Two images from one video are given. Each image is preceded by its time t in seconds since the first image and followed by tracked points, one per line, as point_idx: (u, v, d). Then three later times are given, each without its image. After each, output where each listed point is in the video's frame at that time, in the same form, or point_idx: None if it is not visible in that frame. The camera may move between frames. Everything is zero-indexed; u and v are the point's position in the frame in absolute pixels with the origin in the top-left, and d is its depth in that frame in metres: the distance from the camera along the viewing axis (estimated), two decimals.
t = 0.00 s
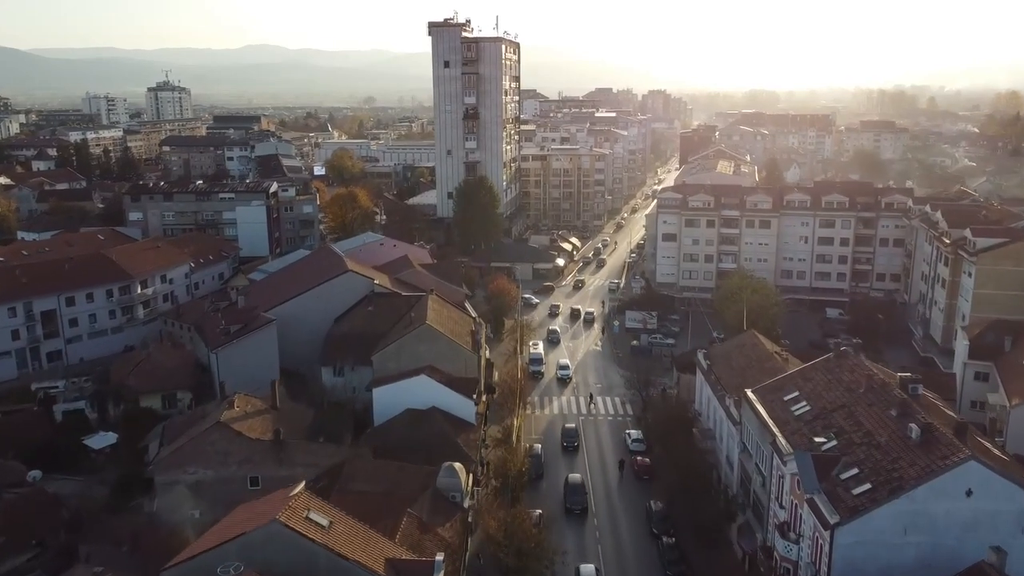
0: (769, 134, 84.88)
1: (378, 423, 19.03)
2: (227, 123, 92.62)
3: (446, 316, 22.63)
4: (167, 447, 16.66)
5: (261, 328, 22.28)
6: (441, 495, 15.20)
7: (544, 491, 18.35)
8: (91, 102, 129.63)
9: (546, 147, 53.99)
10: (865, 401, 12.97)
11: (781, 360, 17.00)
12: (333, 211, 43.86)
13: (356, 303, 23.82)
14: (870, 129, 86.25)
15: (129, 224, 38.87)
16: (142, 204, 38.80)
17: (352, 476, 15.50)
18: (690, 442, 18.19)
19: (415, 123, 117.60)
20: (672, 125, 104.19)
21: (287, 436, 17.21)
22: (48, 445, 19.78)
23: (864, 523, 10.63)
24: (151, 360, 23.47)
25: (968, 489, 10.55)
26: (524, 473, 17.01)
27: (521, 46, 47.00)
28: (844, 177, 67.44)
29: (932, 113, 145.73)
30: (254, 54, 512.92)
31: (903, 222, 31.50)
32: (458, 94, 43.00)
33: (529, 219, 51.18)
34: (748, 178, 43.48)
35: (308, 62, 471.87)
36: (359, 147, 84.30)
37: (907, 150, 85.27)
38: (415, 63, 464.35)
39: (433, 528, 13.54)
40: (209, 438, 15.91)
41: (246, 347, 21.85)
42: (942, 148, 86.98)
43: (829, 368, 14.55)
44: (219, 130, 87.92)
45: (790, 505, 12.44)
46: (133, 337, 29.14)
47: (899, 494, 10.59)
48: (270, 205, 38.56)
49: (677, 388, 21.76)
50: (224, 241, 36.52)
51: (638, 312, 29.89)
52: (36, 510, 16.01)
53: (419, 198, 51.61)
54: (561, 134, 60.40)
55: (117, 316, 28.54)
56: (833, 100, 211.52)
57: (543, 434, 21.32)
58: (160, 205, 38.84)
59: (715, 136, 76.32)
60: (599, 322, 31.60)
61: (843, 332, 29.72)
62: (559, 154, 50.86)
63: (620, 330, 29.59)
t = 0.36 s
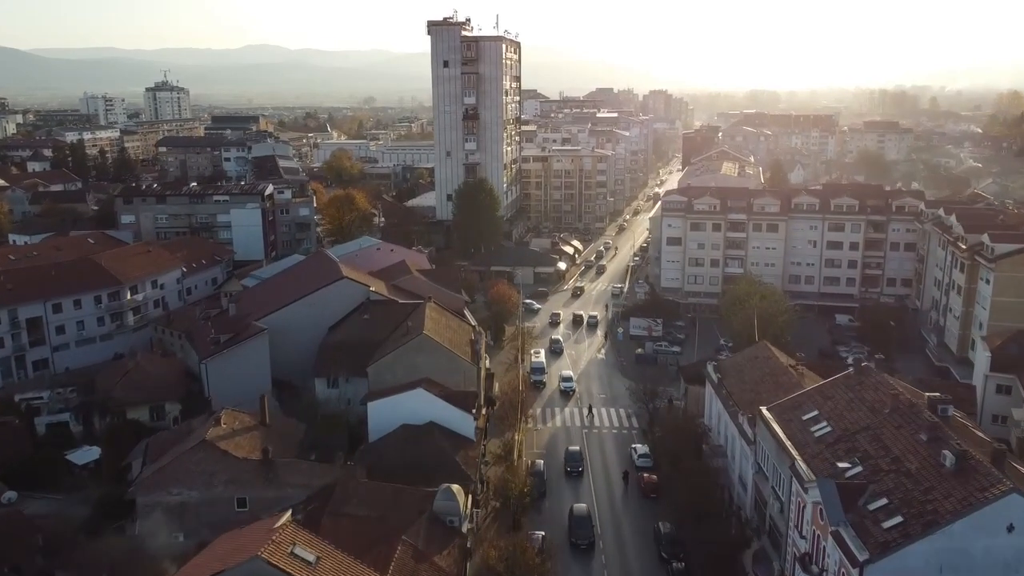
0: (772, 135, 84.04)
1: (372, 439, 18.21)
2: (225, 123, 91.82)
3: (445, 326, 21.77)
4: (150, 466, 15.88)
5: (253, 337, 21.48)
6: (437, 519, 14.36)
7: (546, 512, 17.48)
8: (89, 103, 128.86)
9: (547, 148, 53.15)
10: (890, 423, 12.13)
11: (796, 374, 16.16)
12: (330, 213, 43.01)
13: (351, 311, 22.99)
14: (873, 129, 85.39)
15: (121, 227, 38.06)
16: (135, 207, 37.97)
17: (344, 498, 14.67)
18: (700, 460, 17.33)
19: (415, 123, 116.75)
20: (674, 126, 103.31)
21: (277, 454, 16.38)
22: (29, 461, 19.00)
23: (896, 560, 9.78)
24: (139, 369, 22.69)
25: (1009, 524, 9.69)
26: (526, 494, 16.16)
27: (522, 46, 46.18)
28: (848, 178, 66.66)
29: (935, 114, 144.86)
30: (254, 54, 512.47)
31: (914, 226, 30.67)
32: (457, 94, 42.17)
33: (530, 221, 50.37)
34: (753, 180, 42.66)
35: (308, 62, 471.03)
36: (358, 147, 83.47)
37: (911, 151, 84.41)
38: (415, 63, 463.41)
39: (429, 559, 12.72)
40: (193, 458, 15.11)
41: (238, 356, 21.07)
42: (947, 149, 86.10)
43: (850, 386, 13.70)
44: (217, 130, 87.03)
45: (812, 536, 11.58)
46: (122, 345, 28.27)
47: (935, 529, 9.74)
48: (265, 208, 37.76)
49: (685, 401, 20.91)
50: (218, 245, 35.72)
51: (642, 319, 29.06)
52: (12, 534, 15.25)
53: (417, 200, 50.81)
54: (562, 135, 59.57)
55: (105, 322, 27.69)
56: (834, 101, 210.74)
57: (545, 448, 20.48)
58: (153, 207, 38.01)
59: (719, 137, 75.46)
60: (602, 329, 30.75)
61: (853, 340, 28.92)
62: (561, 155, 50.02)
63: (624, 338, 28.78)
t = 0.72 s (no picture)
0: (775, 135, 83.22)
1: (366, 456, 17.35)
2: (223, 123, 91.03)
3: (443, 336, 20.86)
4: (131, 487, 15.05)
5: (245, 347, 20.66)
6: (435, 546, 13.49)
7: (549, 536, 16.54)
8: (87, 103, 128.16)
9: (548, 148, 52.33)
10: (921, 449, 11.27)
11: (814, 390, 15.33)
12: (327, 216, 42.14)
13: (346, 320, 22.14)
14: (877, 129, 84.57)
15: (113, 230, 37.21)
16: (126, 210, 37.09)
17: (336, 522, 13.81)
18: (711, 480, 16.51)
19: (414, 123, 115.96)
20: (675, 126, 102.49)
21: (265, 474, 15.54)
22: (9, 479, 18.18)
23: None
24: (126, 380, 21.85)
25: None
26: (527, 518, 15.30)
27: (523, 45, 45.33)
28: (852, 180, 65.86)
29: (937, 114, 144.03)
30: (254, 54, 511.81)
31: (926, 230, 29.85)
32: (457, 94, 41.32)
33: (531, 224, 49.54)
34: (758, 182, 41.83)
35: (308, 62, 470.34)
36: (357, 147, 82.62)
37: (915, 151, 83.62)
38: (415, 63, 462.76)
39: None
40: (176, 480, 14.28)
41: (228, 367, 20.25)
42: (951, 149, 85.31)
43: (873, 406, 12.84)
44: (214, 130, 86.21)
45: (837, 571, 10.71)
46: (111, 353, 27.39)
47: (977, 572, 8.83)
48: (260, 210, 36.94)
49: (694, 415, 20.12)
50: (212, 249, 34.88)
51: (647, 327, 28.17)
52: None
53: (416, 202, 49.94)
54: (563, 136, 58.74)
55: (93, 330, 26.81)
56: (835, 101, 209.98)
57: (548, 464, 19.62)
58: (145, 210, 37.13)
59: (722, 137, 74.62)
60: (605, 336, 29.92)
61: (864, 348, 28.09)
62: (562, 157, 49.17)
63: (628, 346, 27.92)
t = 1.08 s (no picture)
0: (778, 136, 82.39)
1: (360, 475, 16.51)
2: (221, 124, 90.27)
3: (442, 347, 19.99)
4: (109, 512, 14.19)
5: (237, 358, 19.88)
6: None
7: (551, 563, 15.64)
8: (85, 103, 127.49)
9: (549, 149, 51.47)
10: (957, 480, 10.40)
11: (833, 408, 14.48)
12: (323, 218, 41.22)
13: (341, 330, 21.32)
14: (881, 130, 83.74)
15: (104, 234, 36.37)
16: (118, 213, 36.23)
17: (325, 551, 12.93)
18: (722, 503, 15.65)
19: (414, 124, 115.17)
20: (677, 127, 101.69)
21: (252, 496, 14.68)
22: None
23: None
24: (113, 392, 21.06)
25: None
26: (528, 544, 14.48)
27: (524, 44, 44.48)
28: (857, 181, 64.95)
29: (939, 114, 143.25)
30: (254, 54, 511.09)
31: (939, 235, 29.02)
32: (456, 95, 40.47)
33: (532, 227, 48.71)
34: (763, 185, 41.00)
35: (308, 62, 469.81)
36: (356, 148, 81.85)
37: (919, 152, 82.82)
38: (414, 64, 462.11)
39: None
40: (156, 504, 13.42)
41: (218, 379, 19.46)
42: (956, 150, 84.49)
43: (900, 430, 11.99)
44: (212, 131, 85.46)
45: None
46: (98, 362, 26.53)
47: None
48: (255, 213, 36.13)
49: (703, 431, 19.26)
50: (205, 254, 34.05)
51: (652, 335, 27.30)
52: None
53: (415, 204, 49.10)
54: (564, 137, 57.91)
55: (80, 338, 25.96)
56: (835, 101, 209.36)
57: (551, 482, 18.76)
58: (138, 213, 36.27)
59: (725, 138, 73.78)
60: (608, 344, 29.10)
61: (875, 356, 27.25)
62: (564, 158, 48.27)
63: (632, 354, 27.08)
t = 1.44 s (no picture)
0: (781, 136, 81.49)
1: (353, 497, 15.68)
2: (219, 125, 89.46)
3: (440, 359, 19.14)
4: (85, 539, 13.37)
5: (228, 370, 19.12)
6: None
7: None
8: (83, 103, 126.71)
9: (550, 150, 50.63)
10: (998, 515, 9.54)
11: (855, 429, 13.62)
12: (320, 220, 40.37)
13: (336, 339, 20.51)
14: (885, 130, 82.85)
15: (95, 237, 35.53)
16: (110, 215, 35.39)
17: None
18: (733, 527, 14.69)
19: (413, 124, 114.29)
20: (679, 127, 100.84)
21: (237, 521, 13.85)
22: None
23: None
24: (99, 405, 20.23)
25: None
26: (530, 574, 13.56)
27: (525, 44, 43.61)
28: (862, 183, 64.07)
29: (943, 114, 142.21)
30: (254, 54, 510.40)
31: (952, 240, 28.18)
32: (455, 95, 39.62)
33: (533, 229, 47.91)
34: (770, 187, 40.16)
35: (308, 62, 469.04)
36: (355, 149, 81.03)
37: (924, 153, 81.90)
38: (414, 63, 461.18)
39: None
40: (134, 532, 12.59)
41: (208, 391, 18.70)
42: (961, 150, 83.55)
43: (932, 457, 11.14)
44: (210, 132, 84.67)
45: None
46: (86, 371, 25.69)
47: None
48: (250, 216, 35.33)
49: (712, 447, 18.36)
50: (199, 259, 33.26)
51: (657, 344, 26.39)
52: None
53: (413, 206, 48.28)
54: (566, 137, 57.08)
55: (67, 347, 25.11)
56: (837, 101, 208.43)
57: (554, 502, 17.90)
58: (130, 216, 35.44)
59: (728, 138, 72.89)
60: (612, 351, 28.27)
61: (887, 366, 26.41)
62: (565, 159, 47.47)
63: (637, 363, 26.25)
